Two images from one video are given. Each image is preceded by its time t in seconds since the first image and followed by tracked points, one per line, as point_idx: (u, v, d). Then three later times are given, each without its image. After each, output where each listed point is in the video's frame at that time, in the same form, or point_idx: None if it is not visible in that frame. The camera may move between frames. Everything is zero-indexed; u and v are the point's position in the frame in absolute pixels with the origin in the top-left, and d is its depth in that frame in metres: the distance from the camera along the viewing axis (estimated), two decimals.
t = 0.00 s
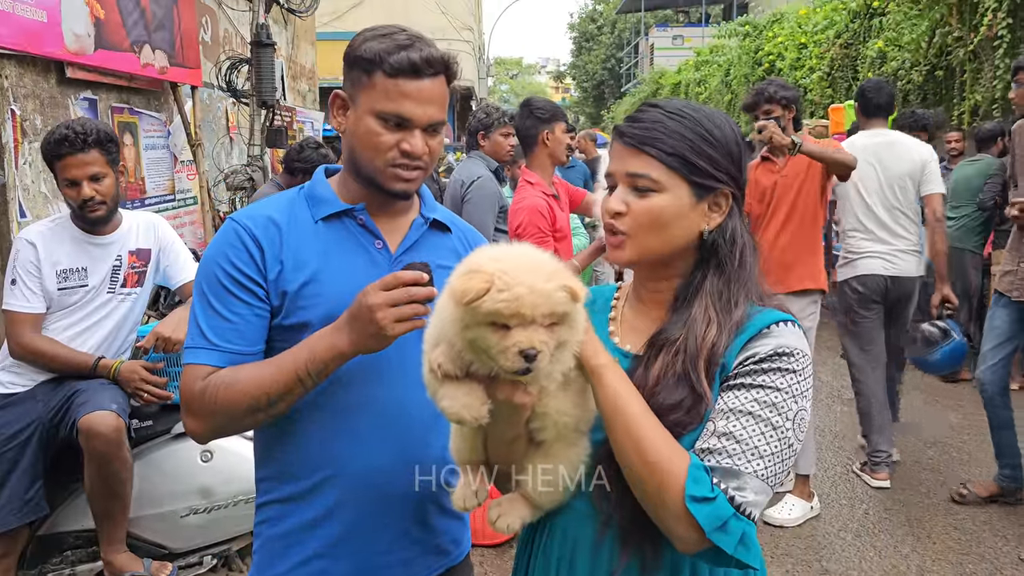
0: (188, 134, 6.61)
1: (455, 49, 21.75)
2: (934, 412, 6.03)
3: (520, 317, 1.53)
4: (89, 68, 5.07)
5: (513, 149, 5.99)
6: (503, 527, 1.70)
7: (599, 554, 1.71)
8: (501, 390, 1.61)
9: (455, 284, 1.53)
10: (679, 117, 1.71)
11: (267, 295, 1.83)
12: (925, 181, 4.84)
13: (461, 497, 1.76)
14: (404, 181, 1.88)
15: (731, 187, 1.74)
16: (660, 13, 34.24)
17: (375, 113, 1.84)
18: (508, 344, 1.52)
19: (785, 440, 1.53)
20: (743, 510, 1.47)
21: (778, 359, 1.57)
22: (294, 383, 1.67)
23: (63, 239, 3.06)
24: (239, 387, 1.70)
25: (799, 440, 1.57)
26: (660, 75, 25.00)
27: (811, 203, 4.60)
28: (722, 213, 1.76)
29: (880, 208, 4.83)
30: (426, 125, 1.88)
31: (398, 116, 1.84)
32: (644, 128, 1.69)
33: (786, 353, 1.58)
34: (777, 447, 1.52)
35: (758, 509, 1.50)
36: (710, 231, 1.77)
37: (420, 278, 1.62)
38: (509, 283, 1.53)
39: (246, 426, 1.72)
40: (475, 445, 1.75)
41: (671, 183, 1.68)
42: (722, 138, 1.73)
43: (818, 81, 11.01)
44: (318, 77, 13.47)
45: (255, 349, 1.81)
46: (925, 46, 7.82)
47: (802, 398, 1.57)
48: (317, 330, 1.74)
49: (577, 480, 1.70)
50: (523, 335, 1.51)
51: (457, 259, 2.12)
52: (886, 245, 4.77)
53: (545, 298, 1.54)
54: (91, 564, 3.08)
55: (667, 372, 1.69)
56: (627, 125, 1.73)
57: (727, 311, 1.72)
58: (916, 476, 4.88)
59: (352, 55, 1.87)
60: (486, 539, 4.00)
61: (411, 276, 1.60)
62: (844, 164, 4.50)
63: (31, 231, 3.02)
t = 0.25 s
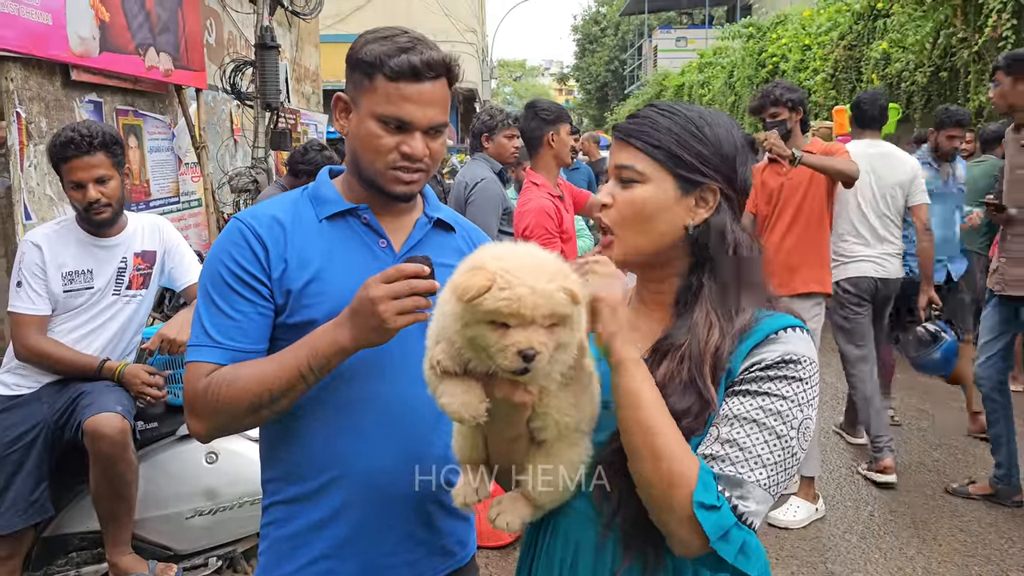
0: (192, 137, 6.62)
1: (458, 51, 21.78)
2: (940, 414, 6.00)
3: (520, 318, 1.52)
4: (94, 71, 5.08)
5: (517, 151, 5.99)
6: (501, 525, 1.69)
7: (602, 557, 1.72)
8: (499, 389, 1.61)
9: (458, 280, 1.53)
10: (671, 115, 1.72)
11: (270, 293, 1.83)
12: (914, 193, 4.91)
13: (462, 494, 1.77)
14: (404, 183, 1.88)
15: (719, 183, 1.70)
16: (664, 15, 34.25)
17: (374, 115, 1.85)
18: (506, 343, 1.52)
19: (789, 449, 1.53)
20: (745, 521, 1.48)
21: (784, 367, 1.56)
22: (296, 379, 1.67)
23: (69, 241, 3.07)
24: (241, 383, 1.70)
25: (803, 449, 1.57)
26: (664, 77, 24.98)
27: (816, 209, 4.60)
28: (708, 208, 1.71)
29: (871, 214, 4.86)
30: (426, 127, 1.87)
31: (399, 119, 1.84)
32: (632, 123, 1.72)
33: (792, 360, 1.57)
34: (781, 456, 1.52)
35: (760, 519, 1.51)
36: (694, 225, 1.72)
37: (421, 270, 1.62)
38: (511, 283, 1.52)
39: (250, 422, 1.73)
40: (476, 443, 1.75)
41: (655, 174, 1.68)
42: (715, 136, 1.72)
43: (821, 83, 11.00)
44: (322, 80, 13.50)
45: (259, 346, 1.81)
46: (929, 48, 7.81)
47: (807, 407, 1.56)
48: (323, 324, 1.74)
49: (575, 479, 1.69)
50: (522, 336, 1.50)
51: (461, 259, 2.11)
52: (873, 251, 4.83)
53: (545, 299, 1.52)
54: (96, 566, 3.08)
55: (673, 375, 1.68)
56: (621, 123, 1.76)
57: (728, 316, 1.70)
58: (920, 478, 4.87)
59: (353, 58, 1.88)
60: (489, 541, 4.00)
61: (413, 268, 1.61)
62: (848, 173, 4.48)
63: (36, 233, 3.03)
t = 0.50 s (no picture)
0: (195, 138, 6.63)
1: (461, 53, 21.80)
2: (943, 415, 5.99)
3: (523, 329, 1.51)
4: (98, 73, 5.09)
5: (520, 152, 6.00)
6: (503, 531, 1.70)
7: (601, 563, 1.70)
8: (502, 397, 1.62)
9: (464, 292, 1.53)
10: (656, 120, 1.73)
11: (273, 294, 1.83)
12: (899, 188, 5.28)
13: (465, 498, 1.78)
14: (402, 183, 1.89)
15: (703, 186, 1.69)
16: (666, 16, 34.27)
17: (371, 116, 1.85)
18: (510, 356, 1.52)
19: (781, 451, 1.52)
20: (732, 521, 1.47)
21: (782, 369, 1.56)
22: (296, 378, 1.67)
23: (73, 243, 3.08)
24: (241, 382, 1.70)
25: (799, 452, 1.55)
26: (666, 77, 24.96)
27: (819, 209, 4.59)
28: (694, 211, 1.71)
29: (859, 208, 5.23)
30: (423, 129, 1.87)
31: (396, 120, 1.84)
32: (623, 131, 1.76)
33: (791, 363, 1.56)
34: (772, 457, 1.51)
35: (748, 520, 1.49)
36: (678, 231, 1.71)
37: (422, 271, 1.63)
38: (515, 295, 1.52)
39: (251, 421, 1.73)
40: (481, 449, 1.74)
41: (640, 181, 1.70)
42: (701, 138, 1.71)
43: (823, 84, 11.00)
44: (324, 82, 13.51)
45: (261, 346, 1.82)
46: (932, 49, 7.81)
47: (804, 409, 1.55)
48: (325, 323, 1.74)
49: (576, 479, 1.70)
50: (525, 348, 1.50)
51: (464, 259, 2.11)
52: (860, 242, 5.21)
53: (550, 310, 1.52)
54: (100, 567, 3.11)
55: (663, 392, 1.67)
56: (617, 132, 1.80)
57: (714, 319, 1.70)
58: (923, 479, 4.86)
59: (351, 59, 1.88)
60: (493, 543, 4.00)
61: (412, 270, 1.62)
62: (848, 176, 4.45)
63: (41, 235, 3.04)
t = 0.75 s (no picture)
0: (199, 141, 6.65)
1: (463, 55, 21.79)
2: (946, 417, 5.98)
3: (525, 335, 1.52)
4: (102, 75, 5.11)
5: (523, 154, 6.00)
6: (507, 534, 1.70)
7: (602, 566, 1.71)
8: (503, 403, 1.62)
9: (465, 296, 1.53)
10: (656, 124, 1.74)
11: (276, 296, 1.84)
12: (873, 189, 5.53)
13: (471, 501, 1.77)
14: (405, 185, 1.89)
15: (704, 189, 1.70)
16: (668, 18, 34.28)
17: (373, 118, 1.86)
18: (512, 361, 1.52)
19: (778, 453, 1.51)
20: (724, 521, 1.47)
21: (783, 372, 1.55)
22: (300, 380, 1.68)
23: (79, 245, 3.08)
24: (244, 385, 1.71)
25: (798, 456, 1.54)
26: (668, 79, 24.94)
27: (824, 214, 4.59)
28: (695, 213, 1.71)
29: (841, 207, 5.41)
30: (426, 131, 1.87)
31: (398, 122, 1.85)
32: (625, 135, 1.77)
33: (791, 366, 1.56)
34: (767, 459, 1.50)
35: (742, 521, 1.48)
36: (680, 233, 1.72)
37: (425, 272, 1.63)
38: (516, 300, 1.53)
39: (254, 424, 1.74)
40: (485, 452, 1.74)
41: (641, 185, 1.71)
42: (701, 140, 1.71)
43: (826, 86, 10.99)
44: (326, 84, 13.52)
45: (264, 348, 1.82)
46: (935, 51, 7.81)
47: (803, 412, 1.53)
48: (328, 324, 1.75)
49: (577, 480, 1.69)
50: (527, 354, 1.50)
51: (467, 261, 2.11)
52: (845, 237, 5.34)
53: (551, 316, 1.53)
54: (105, 568, 3.07)
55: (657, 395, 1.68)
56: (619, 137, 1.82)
57: (708, 322, 1.71)
58: (927, 481, 4.86)
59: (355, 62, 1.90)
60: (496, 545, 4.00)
61: (415, 270, 1.62)
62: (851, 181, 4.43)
63: (45, 237, 3.04)
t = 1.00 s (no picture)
0: (202, 143, 6.66)
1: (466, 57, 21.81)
2: (950, 420, 5.97)
3: (525, 335, 1.52)
4: (106, 77, 5.12)
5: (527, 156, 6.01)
6: (511, 534, 1.71)
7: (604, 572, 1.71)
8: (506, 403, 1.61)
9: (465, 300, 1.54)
10: (665, 127, 1.74)
11: (283, 298, 1.84)
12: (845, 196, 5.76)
13: (475, 501, 1.77)
14: (414, 186, 1.88)
15: (713, 192, 1.69)
16: (671, 21, 34.28)
17: (380, 122, 1.86)
18: (512, 361, 1.52)
19: (784, 459, 1.51)
20: (729, 527, 1.48)
21: (789, 376, 1.55)
22: (306, 382, 1.68)
23: (85, 247, 3.09)
24: (250, 386, 1.71)
25: (804, 461, 1.54)
26: (671, 82, 24.93)
27: (829, 221, 4.59)
28: (704, 217, 1.71)
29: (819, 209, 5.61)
30: (433, 133, 1.88)
31: (405, 125, 1.85)
32: (633, 139, 1.78)
33: (797, 370, 1.56)
34: (774, 465, 1.50)
35: (748, 527, 1.49)
36: (688, 237, 1.72)
37: (430, 273, 1.62)
38: (515, 301, 1.53)
39: (261, 425, 1.74)
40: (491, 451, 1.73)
41: (649, 189, 1.71)
42: (710, 143, 1.71)
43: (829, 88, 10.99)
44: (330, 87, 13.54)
45: (271, 350, 1.82)
46: (938, 53, 7.81)
47: (810, 417, 1.54)
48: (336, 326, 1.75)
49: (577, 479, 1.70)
50: (527, 353, 1.50)
51: (472, 261, 2.11)
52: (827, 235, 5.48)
53: (550, 316, 1.53)
54: (109, 570, 3.09)
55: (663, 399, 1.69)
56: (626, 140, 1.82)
57: (716, 325, 1.70)
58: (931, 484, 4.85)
59: (360, 66, 1.90)
60: (500, 548, 4.00)
61: (421, 271, 1.61)
62: (858, 201, 4.41)
63: (51, 240, 3.04)
